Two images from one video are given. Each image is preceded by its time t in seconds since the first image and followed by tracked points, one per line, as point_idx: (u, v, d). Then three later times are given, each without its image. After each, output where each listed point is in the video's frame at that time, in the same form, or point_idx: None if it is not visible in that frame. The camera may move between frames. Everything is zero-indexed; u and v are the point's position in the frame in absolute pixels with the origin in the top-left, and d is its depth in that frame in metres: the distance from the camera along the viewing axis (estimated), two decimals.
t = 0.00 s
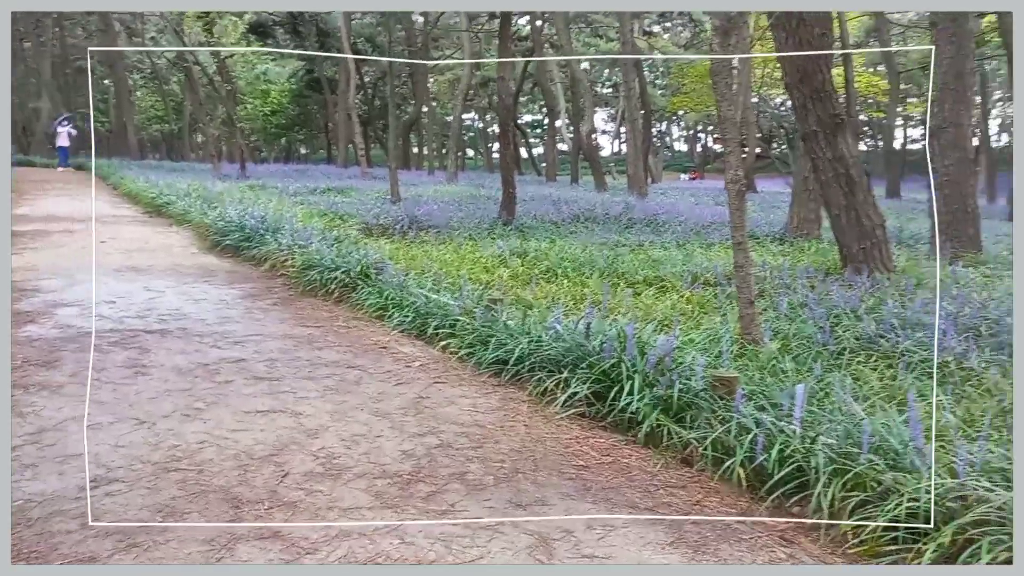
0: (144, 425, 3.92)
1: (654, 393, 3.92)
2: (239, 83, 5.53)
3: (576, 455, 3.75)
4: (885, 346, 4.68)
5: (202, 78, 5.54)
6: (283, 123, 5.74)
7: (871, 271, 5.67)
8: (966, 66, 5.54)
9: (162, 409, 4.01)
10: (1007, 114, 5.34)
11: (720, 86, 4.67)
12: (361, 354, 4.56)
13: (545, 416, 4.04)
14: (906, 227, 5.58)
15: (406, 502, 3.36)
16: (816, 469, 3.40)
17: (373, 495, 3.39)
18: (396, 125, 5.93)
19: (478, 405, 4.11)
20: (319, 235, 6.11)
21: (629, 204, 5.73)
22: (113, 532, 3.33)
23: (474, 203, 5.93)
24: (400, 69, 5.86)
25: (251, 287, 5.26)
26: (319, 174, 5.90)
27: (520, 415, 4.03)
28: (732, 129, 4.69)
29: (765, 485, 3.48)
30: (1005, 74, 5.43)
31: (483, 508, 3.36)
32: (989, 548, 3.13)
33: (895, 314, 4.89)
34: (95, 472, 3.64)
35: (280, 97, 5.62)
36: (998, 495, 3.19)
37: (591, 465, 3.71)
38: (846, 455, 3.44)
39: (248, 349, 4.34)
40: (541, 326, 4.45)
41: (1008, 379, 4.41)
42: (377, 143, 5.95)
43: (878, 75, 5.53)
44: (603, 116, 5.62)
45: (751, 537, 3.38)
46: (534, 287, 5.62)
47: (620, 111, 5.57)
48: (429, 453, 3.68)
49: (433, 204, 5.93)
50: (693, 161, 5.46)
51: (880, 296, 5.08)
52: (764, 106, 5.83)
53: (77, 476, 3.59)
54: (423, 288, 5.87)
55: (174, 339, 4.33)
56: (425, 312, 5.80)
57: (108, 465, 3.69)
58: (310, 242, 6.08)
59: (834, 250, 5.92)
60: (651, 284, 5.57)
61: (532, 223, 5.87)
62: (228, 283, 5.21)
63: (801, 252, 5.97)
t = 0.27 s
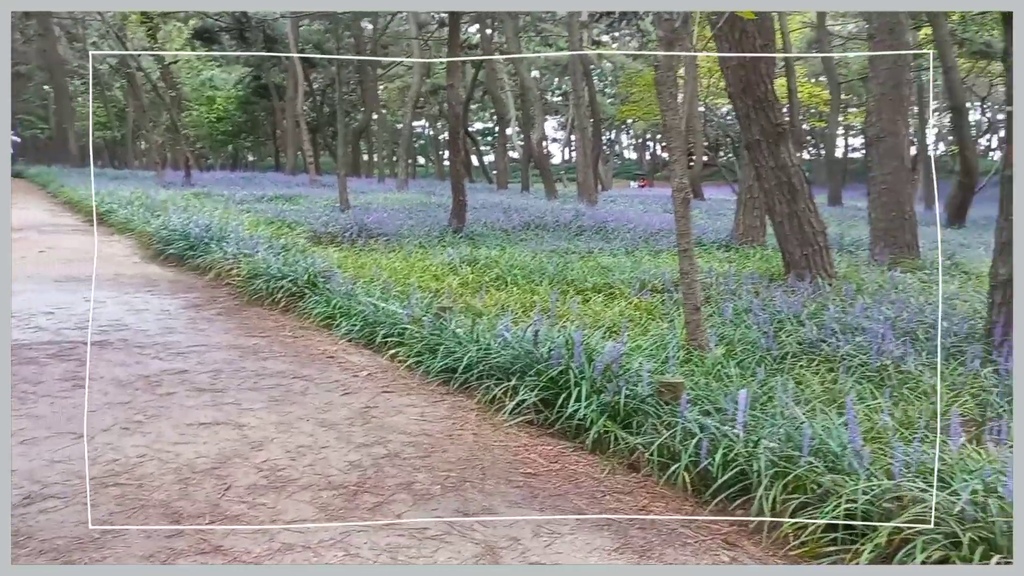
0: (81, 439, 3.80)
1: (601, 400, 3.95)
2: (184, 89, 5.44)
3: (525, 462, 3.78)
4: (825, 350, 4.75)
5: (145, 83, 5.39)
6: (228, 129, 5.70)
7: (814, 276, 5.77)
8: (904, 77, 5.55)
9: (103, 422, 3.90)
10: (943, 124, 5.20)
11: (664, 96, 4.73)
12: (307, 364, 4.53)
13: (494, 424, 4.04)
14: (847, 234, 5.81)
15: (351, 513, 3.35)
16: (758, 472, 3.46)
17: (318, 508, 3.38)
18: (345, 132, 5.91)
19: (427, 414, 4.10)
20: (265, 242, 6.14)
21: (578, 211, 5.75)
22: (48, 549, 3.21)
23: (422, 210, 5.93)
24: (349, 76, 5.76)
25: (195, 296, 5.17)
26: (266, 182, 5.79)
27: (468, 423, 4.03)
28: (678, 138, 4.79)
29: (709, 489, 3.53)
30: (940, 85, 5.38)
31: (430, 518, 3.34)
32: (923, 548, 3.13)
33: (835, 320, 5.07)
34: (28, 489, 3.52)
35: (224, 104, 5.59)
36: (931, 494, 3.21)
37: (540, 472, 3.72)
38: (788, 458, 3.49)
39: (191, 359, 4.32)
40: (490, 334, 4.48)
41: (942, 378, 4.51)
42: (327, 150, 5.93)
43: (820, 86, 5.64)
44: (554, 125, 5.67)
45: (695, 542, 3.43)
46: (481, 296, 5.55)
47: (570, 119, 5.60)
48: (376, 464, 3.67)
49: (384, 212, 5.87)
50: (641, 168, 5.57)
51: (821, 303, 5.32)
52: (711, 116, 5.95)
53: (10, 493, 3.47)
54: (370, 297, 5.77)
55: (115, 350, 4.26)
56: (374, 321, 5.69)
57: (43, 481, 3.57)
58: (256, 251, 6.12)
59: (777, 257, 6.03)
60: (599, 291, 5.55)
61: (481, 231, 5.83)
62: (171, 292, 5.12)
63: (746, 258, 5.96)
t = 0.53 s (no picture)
0: (29, 455, 3.74)
1: (558, 408, 3.97)
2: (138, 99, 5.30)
3: (481, 473, 3.78)
4: (778, 357, 4.83)
5: (98, 93, 5.15)
6: (184, 140, 5.66)
7: (768, 283, 5.87)
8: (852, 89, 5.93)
9: (51, 438, 3.84)
10: (894, 134, 5.42)
11: (620, 107, 4.77)
12: (262, 377, 4.48)
13: (451, 435, 4.04)
14: (803, 243, 6.23)
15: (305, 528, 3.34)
16: (711, 478, 3.50)
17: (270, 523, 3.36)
18: (304, 142, 5.86)
19: (383, 426, 4.09)
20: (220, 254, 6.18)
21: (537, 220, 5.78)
22: None
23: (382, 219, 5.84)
24: (308, 85, 5.84)
25: (149, 309, 5.10)
26: (222, 192, 5.80)
27: (425, 434, 4.02)
28: (634, 149, 4.83)
29: (664, 495, 3.58)
30: (889, 96, 5.68)
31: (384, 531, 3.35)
32: (871, 550, 3.23)
33: (789, 327, 5.15)
34: None
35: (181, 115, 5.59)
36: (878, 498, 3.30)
37: (496, 483, 3.73)
38: (740, 464, 3.56)
39: (144, 374, 4.26)
40: (447, 344, 4.47)
41: (891, 384, 4.61)
42: (286, 161, 5.91)
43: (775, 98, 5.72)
44: (514, 135, 5.64)
45: (649, 549, 3.42)
46: (440, 306, 5.52)
47: (529, 128, 5.59)
48: (331, 476, 3.65)
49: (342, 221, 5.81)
50: (602, 177, 5.61)
51: (775, 310, 5.46)
52: (668, 126, 5.82)
53: None
54: (326, 307, 5.74)
55: (65, 366, 4.20)
56: (330, 332, 5.65)
57: None
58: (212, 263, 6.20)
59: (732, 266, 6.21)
60: (559, 300, 5.50)
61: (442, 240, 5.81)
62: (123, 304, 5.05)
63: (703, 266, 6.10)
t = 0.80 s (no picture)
0: None
1: (517, 425, 3.97)
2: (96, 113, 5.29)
3: (439, 492, 3.87)
4: (736, 370, 4.86)
5: (54, 109, 5.37)
6: (143, 155, 5.58)
7: (728, 298, 5.93)
8: (807, 107, 5.79)
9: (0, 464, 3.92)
10: (849, 150, 5.75)
11: (579, 125, 4.82)
12: (218, 396, 4.38)
13: (409, 454, 4.06)
14: (761, 256, 5.97)
15: (256, 552, 3.65)
16: (667, 494, 3.53)
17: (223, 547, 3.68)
18: (266, 157, 5.73)
19: (341, 445, 4.12)
20: (177, 270, 5.91)
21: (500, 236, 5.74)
22: None
23: (344, 236, 5.79)
24: (268, 101, 5.71)
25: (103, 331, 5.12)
26: (181, 208, 5.74)
27: (384, 453, 4.07)
28: (591, 164, 4.86)
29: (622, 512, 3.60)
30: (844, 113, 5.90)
31: (339, 552, 3.62)
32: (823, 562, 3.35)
33: (747, 341, 5.17)
34: None
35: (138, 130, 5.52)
36: (829, 512, 3.36)
37: (455, 502, 3.84)
38: (696, 479, 3.58)
39: (97, 395, 4.20)
40: (407, 362, 4.40)
41: (845, 396, 4.69)
42: (246, 176, 5.73)
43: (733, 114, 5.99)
44: (477, 150, 5.69)
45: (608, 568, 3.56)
46: (402, 323, 5.47)
47: (493, 144, 5.68)
48: (286, 498, 3.81)
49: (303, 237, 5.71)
50: (566, 193, 5.61)
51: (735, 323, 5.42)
52: (631, 141, 6.01)
53: None
54: (284, 326, 5.60)
55: (17, 389, 4.18)
56: (289, 351, 5.56)
57: None
58: (168, 280, 5.86)
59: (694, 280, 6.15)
60: (521, 315, 5.55)
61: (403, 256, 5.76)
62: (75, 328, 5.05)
63: (664, 280, 6.13)
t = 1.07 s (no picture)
0: None
1: (477, 438, 3.95)
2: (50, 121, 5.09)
3: (397, 505, 3.85)
4: (696, 381, 4.90)
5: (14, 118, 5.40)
6: (101, 165, 5.32)
7: (688, 309, 5.99)
8: (765, 120, 6.03)
9: None
10: (807, 163, 5.84)
11: (540, 138, 4.84)
12: (174, 411, 4.34)
13: (368, 467, 4.06)
14: (722, 268, 6.04)
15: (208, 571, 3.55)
16: (626, 505, 3.55)
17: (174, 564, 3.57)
18: (227, 168, 5.68)
19: (299, 459, 4.11)
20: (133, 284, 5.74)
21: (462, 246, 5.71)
22: None
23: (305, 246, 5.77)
24: (229, 110, 5.68)
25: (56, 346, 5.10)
26: (140, 219, 5.58)
27: (342, 467, 4.06)
28: (553, 177, 4.88)
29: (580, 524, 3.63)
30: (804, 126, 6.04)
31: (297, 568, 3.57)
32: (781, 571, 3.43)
33: (707, 352, 5.19)
34: None
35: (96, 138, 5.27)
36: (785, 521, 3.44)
37: (414, 516, 3.81)
38: (655, 491, 3.59)
39: (47, 411, 4.16)
40: (366, 374, 4.40)
41: (802, 406, 4.73)
42: (207, 187, 5.68)
43: (695, 126, 6.11)
44: (442, 162, 5.60)
45: None
46: (364, 335, 5.44)
47: (458, 156, 5.61)
48: (241, 514, 3.77)
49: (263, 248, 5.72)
50: (530, 205, 5.63)
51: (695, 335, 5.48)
52: (594, 153, 6.02)
53: None
54: (243, 340, 5.53)
55: None
56: (247, 363, 5.49)
57: None
58: (125, 293, 5.68)
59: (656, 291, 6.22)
60: (484, 327, 5.52)
61: (366, 267, 5.79)
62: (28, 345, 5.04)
63: (627, 291, 6.17)
